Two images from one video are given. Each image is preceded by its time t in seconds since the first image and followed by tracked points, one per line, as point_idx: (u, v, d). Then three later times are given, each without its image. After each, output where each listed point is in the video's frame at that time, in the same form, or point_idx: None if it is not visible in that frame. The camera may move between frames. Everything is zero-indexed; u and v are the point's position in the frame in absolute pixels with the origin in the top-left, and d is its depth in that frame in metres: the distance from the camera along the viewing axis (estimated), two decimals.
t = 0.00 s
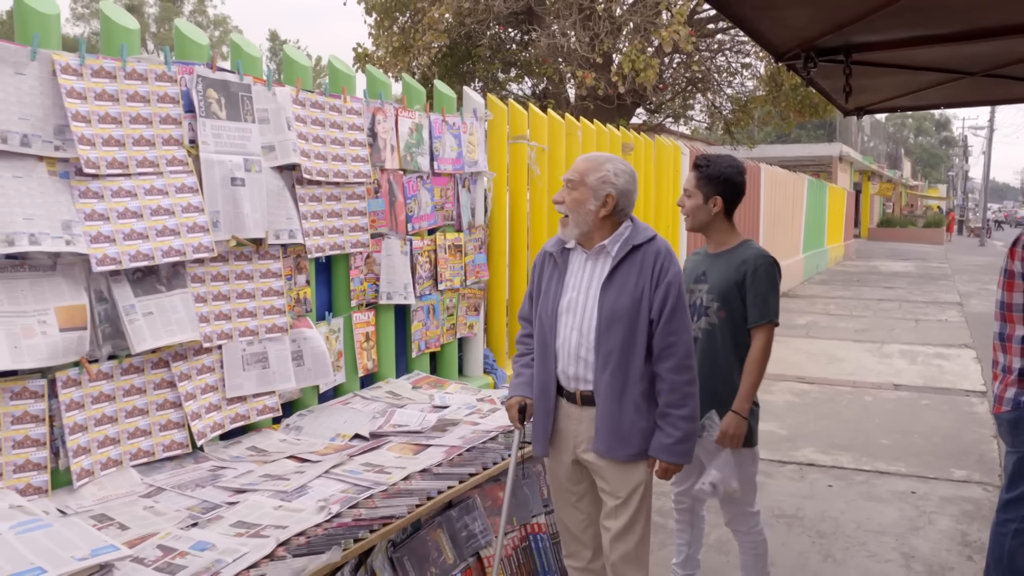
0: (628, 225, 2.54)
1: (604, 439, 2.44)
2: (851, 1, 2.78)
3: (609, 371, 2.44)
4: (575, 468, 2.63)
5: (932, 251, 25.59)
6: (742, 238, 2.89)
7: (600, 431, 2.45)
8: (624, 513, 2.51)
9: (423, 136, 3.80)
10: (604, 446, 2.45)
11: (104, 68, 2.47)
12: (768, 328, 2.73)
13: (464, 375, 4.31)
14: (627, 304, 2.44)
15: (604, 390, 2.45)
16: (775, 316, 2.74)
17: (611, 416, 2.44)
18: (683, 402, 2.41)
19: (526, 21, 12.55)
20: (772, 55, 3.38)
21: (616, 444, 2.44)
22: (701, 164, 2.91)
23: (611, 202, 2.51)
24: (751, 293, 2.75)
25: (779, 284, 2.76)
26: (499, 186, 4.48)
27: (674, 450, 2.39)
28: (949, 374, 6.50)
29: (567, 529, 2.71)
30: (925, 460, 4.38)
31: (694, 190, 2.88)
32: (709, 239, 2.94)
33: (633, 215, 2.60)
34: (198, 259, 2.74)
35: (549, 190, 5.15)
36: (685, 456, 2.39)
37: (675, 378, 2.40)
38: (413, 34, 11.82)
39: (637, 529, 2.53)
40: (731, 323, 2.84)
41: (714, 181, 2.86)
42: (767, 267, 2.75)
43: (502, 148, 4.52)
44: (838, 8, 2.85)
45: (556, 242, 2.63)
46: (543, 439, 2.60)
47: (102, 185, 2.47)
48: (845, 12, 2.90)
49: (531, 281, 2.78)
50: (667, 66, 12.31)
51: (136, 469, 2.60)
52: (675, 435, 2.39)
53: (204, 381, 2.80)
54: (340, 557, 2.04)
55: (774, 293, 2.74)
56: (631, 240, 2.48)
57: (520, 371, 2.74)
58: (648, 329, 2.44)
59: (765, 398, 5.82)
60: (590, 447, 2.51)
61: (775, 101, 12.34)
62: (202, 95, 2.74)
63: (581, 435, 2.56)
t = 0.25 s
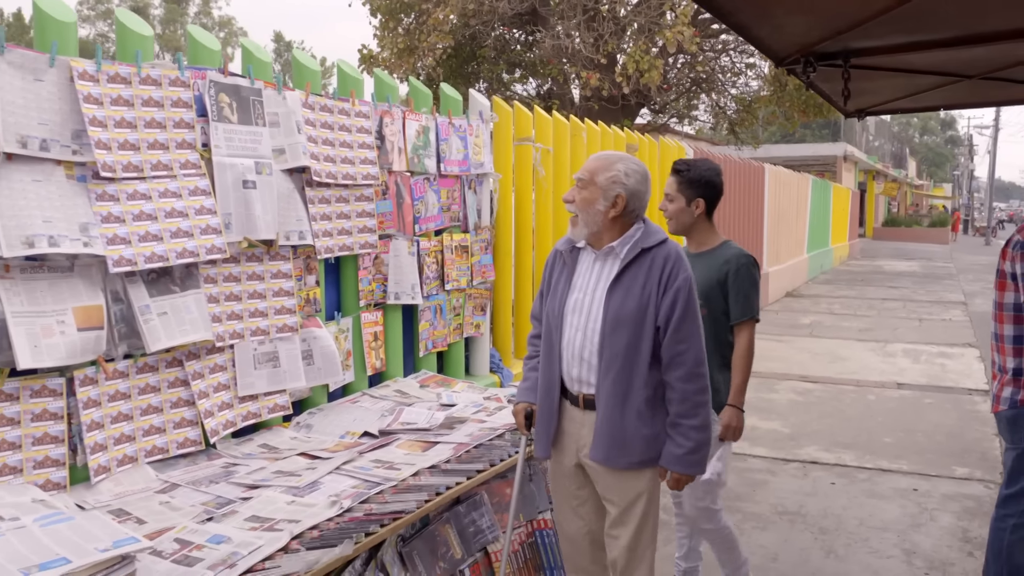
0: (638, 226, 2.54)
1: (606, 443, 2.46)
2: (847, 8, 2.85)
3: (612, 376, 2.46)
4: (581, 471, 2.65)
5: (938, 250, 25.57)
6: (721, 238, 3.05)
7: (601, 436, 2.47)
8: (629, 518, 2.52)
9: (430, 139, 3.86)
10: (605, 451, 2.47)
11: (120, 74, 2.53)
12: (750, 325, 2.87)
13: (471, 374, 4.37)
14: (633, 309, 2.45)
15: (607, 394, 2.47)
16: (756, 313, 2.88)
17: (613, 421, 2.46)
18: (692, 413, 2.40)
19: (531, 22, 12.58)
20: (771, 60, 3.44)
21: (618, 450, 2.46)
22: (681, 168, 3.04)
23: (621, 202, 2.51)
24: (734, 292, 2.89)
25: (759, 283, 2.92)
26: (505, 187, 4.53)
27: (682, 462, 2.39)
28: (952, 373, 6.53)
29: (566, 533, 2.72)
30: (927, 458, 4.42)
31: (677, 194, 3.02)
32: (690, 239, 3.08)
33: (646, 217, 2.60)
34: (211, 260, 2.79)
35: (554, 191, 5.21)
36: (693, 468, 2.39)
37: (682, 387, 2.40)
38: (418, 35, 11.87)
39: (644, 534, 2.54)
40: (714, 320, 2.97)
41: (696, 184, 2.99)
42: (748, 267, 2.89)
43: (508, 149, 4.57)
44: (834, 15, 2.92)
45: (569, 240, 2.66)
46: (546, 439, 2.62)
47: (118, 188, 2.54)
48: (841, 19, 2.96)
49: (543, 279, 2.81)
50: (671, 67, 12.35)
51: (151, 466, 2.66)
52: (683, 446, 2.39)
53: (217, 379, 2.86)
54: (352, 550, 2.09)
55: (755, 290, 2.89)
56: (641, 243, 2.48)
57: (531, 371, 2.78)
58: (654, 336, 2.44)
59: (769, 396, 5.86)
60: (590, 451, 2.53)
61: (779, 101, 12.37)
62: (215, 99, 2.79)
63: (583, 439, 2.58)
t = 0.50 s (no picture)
0: (641, 229, 2.50)
1: (604, 447, 2.43)
2: (846, 14, 2.89)
3: (611, 379, 2.43)
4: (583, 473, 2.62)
5: (945, 250, 25.51)
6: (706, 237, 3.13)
7: (601, 438, 2.45)
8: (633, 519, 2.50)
9: (438, 140, 3.91)
10: (603, 454, 2.43)
11: (136, 78, 2.59)
12: (740, 319, 2.94)
13: (479, 373, 4.41)
14: (633, 311, 2.41)
15: (606, 397, 2.44)
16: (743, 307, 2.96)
17: (612, 424, 2.43)
18: (682, 417, 2.36)
19: (537, 22, 12.62)
20: (773, 63, 3.49)
21: (617, 452, 2.43)
22: (662, 170, 3.14)
23: (621, 205, 2.47)
24: (722, 288, 2.95)
25: (743, 279, 2.99)
26: (512, 188, 4.59)
27: (669, 467, 2.34)
28: (958, 372, 6.55)
29: (562, 532, 2.68)
30: (931, 456, 4.45)
31: (661, 196, 3.12)
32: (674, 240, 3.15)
33: (648, 217, 2.56)
34: (224, 260, 2.85)
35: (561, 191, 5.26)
36: (678, 474, 2.34)
37: (675, 391, 2.36)
38: (425, 36, 11.93)
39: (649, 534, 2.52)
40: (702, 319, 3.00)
41: (678, 185, 3.10)
42: (733, 264, 2.97)
43: (515, 151, 4.63)
44: (834, 20, 2.97)
45: (571, 242, 2.63)
46: (548, 439, 2.59)
47: (134, 190, 2.59)
48: (841, 24, 3.01)
49: (548, 279, 2.79)
50: (677, 67, 12.38)
51: (166, 462, 2.72)
52: (670, 450, 2.34)
53: (230, 377, 2.91)
54: (364, 543, 2.15)
55: (740, 286, 2.96)
56: (642, 245, 2.45)
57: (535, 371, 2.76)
58: (653, 339, 2.40)
59: (775, 395, 5.90)
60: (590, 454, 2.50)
61: (785, 101, 12.38)
62: (228, 103, 2.85)
63: (586, 440, 2.56)
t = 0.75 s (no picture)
0: (633, 230, 2.49)
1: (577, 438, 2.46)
2: (850, 18, 2.93)
3: (599, 377, 2.45)
4: (580, 473, 2.62)
5: (952, 250, 25.46)
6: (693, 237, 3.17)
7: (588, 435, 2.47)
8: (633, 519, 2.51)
9: (448, 141, 3.95)
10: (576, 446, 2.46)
11: (153, 81, 2.65)
12: (725, 318, 2.97)
13: (488, 371, 4.46)
14: (621, 311, 2.43)
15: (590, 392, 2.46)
16: (728, 307, 2.99)
17: (599, 422, 2.45)
18: (641, 412, 2.35)
19: (544, 23, 12.65)
20: (779, 66, 3.53)
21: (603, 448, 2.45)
22: (653, 168, 3.18)
23: (612, 208, 2.46)
24: (709, 287, 2.98)
25: (727, 279, 3.01)
26: (520, 188, 4.63)
27: (618, 456, 2.34)
28: (964, 372, 6.57)
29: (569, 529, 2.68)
30: (937, 455, 4.47)
31: (650, 194, 3.15)
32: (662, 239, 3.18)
33: (642, 218, 2.55)
34: (239, 259, 2.90)
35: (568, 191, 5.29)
36: (625, 465, 2.33)
37: (645, 387, 2.36)
38: (433, 37, 11.98)
39: (649, 532, 2.54)
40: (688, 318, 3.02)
41: (668, 184, 3.14)
42: (718, 263, 2.99)
43: (523, 151, 4.67)
44: (838, 24, 3.00)
45: (565, 241, 2.65)
46: (548, 437, 2.62)
47: (151, 190, 2.64)
48: (846, 28, 3.05)
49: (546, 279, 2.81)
50: (684, 68, 12.41)
51: (182, 457, 2.77)
52: (622, 440, 2.34)
53: (244, 375, 2.97)
54: (377, 537, 2.20)
55: (725, 286, 2.99)
56: (633, 247, 2.45)
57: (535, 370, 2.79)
58: (638, 338, 2.42)
59: (782, 394, 5.93)
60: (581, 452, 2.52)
61: (792, 101, 12.39)
62: (242, 105, 2.90)
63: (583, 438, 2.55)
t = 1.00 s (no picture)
0: (627, 228, 2.51)
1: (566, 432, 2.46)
2: (860, 23, 2.96)
3: (587, 372, 2.45)
4: (571, 473, 2.64)
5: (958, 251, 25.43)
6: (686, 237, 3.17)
7: (576, 429, 2.46)
8: (613, 519, 2.50)
9: (458, 142, 3.99)
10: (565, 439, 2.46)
11: (171, 83, 2.69)
12: (706, 318, 2.92)
13: (496, 370, 4.49)
14: (612, 306, 2.43)
15: (580, 387, 2.46)
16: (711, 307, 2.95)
17: (586, 416, 2.44)
18: (632, 407, 2.33)
19: (551, 23, 12.67)
20: (789, 70, 3.56)
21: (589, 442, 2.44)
22: (650, 166, 3.22)
23: (607, 204, 2.48)
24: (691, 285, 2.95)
25: (714, 280, 2.99)
26: (529, 189, 4.67)
27: (608, 451, 2.33)
28: (970, 373, 6.59)
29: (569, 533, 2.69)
30: (942, 455, 4.50)
31: (646, 191, 3.19)
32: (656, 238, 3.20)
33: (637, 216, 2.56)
34: (254, 258, 2.94)
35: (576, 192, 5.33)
36: (616, 459, 2.33)
37: (634, 382, 2.35)
38: (440, 37, 12.00)
39: (631, 534, 2.51)
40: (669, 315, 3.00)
41: (663, 182, 3.17)
42: (704, 263, 2.98)
43: (532, 151, 4.71)
44: (848, 29, 3.03)
45: (562, 241, 2.67)
46: (538, 434, 2.64)
47: (169, 190, 2.68)
48: (855, 33, 3.08)
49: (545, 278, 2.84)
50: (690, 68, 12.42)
51: (197, 454, 2.81)
52: (611, 434, 2.33)
53: (258, 372, 3.01)
54: (390, 532, 2.26)
55: (711, 286, 2.96)
56: (627, 244, 2.46)
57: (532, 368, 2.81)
58: (628, 333, 2.41)
59: (787, 394, 5.95)
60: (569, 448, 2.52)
61: (798, 101, 12.39)
62: (257, 106, 2.94)
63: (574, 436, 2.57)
